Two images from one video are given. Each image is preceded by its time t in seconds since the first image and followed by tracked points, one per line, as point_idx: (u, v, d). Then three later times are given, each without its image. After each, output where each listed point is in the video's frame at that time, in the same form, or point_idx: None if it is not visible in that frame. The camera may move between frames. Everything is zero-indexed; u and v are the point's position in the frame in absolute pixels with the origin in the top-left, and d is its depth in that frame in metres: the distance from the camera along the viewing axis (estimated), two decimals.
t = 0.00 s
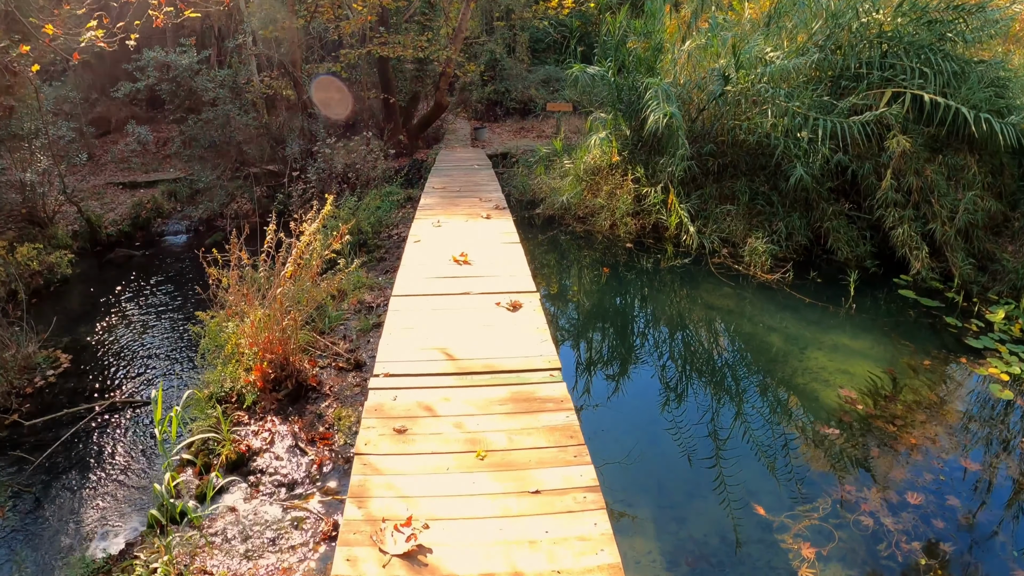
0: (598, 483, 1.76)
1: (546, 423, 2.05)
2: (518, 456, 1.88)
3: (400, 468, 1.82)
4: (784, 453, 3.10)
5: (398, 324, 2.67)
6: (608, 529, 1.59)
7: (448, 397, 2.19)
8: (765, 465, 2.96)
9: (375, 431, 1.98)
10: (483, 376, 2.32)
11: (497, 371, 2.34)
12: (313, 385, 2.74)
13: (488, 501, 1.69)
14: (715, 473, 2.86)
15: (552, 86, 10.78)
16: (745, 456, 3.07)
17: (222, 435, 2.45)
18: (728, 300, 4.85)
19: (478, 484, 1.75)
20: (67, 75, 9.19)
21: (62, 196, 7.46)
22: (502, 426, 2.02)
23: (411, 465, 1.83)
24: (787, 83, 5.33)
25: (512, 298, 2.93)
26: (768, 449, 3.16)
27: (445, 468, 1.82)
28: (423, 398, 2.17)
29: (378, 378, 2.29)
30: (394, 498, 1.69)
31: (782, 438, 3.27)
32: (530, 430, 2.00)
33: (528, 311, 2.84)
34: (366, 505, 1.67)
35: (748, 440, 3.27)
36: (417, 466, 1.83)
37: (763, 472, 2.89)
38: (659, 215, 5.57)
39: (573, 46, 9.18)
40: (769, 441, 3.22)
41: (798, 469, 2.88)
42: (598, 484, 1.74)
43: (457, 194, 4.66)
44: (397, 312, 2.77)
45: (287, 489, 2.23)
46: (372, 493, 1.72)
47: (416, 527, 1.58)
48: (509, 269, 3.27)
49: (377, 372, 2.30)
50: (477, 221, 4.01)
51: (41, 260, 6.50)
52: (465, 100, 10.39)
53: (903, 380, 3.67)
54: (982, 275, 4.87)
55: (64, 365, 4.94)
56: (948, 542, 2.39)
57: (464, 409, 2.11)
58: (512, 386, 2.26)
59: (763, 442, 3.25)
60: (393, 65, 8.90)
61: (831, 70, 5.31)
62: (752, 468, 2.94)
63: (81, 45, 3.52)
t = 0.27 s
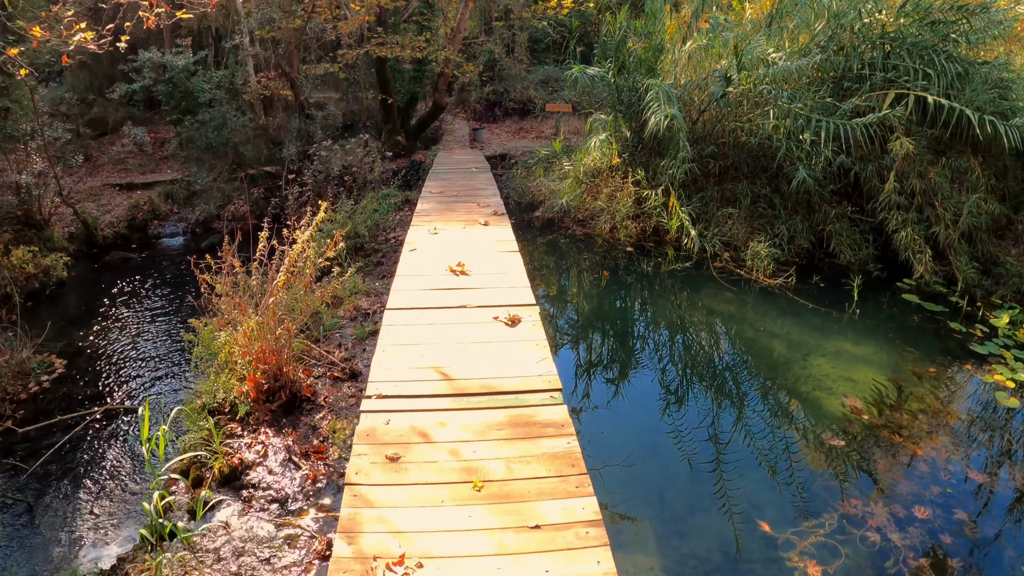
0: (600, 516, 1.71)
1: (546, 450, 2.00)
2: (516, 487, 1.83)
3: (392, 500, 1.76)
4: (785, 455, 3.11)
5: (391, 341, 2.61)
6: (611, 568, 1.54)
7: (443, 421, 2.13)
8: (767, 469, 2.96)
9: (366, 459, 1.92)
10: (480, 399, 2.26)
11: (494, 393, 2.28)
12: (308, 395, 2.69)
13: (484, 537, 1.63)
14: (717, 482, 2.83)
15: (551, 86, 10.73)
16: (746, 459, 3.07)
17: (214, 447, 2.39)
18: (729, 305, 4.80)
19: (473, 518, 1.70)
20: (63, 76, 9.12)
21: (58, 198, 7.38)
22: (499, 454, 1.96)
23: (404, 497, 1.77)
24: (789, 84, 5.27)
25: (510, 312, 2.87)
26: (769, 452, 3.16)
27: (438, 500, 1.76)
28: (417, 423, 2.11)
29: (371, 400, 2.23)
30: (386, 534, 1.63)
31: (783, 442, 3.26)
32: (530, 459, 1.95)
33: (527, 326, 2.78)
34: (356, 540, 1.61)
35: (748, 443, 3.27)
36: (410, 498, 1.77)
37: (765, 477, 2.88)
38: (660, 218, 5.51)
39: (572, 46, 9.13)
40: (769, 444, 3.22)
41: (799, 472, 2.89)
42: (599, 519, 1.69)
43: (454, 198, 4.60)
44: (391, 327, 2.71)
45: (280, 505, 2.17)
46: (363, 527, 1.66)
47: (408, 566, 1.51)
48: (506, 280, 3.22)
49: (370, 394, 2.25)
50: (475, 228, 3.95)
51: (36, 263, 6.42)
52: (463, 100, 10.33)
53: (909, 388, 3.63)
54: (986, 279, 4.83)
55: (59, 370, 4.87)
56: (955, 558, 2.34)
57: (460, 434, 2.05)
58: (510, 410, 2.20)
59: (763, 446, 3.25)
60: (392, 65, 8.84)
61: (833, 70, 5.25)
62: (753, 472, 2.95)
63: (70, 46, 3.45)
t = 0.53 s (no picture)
0: (607, 549, 1.65)
1: (549, 476, 1.93)
2: (517, 518, 1.76)
3: (387, 531, 1.70)
4: (786, 458, 3.14)
5: (388, 355, 2.55)
6: None
7: (441, 445, 2.05)
8: (769, 473, 2.98)
9: (360, 486, 1.86)
10: (481, 419, 2.19)
11: (494, 413, 2.22)
12: (303, 406, 2.63)
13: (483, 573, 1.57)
14: (719, 489, 2.82)
15: (551, 86, 10.67)
16: (747, 463, 3.08)
17: (207, 459, 2.33)
18: (732, 310, 4.75)
19: (472, 552, 1.63)
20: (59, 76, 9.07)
21: (54, 200, 7.32)
22: (499, 481, 1.89)
23: (399, 528, 1.71)
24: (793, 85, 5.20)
25: (510, 324, 2.81)
26: (770, 455, 3.18)
27: (435, 532, 1.69)
28: (413, 446, 2.05)
29: (364, 422, 2.16)
30: (380, 569, 1.57)
31: (784, 447, 3.28)
32: (532, 486, 1.88)
33: (528, 339, 2.72)
34: None
35: (750, 447, 3.28)
36: (406, 529, 1.71)
37: (766, 481, 2.90)
38: (662, 221, 5.45)
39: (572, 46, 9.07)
40: (771, 448, 3.23)
41: (801, 475, 2.92)
42: (606, 553, 1.63)
43: (453, 202, 4.54)
44: (388, 342, 2.65)
45: (275, 520, 2.11)
46: (356, 561, 1.60)
47: None
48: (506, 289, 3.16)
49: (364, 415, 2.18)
50: (474, 234, 3.89)
51: (32, 265, 6.36)
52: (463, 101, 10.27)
53: (916, 396, 3.58)
54: (990, 283, 4.78)
55: (54, 375, 4.81)
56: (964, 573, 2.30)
57: (459, 459, 1.99)
58: (511, 432, 2.13)
59: (765, 450, 3.26)
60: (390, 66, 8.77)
61: (837, 71, 5.19)
62: (755, 474, 2.98)
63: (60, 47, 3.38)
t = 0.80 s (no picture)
0: None
1: (555, 502, 1.84)
2: (521, 548, 1.66)
3: (382, 562, 1.61)
4: (788, 461, 3.14)
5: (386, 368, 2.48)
6: None
7: (440, 467, 1.97)
8: (772, 476, 2.98)
9: (355, 512, 1.77)
10: (482, 439, 2.11)
11: (497, 431, 2.14)
12: (300, 414, 2.58)
13: None
14: (721, 492, 2.81)
15: (552, 86, 10.61)
16: (750, 467, 3.07)
17: (202, 468, 2.28)
18: (736, 314, 4.69)
19: None
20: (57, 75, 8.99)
21: (52, 200, 7.27)
22: (502, 507, 1.81)
23: (395, 560, 1.61)
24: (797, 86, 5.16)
25: (511, 335, 2.75)
26: (773, 459, 3.16)
27: (435, 563, 1.60)
28: (411, 468, 1.96)
29: (360, 441, 2.08)
30: None
31: (787, 449, 3.28)
32: (536, 513, 1.79)
33: (530, 352, 2.65)
34: None
35: (752, 450, 3.26)
36: (403, 560, 1.61)
37: (768, 483, 2.91)
38: (665, 222, 5.38)
39: (574, 46, 9.02)
40: (773, 452, 3.22)
41: (804, 478, 2.92)
42: None
43: (454, 205, 4.49)
44: (386, 354, 2.58)
45: (270, 533, 2.05)
46: None
47: None
48: (506, 298, 3.10)
49: (360, 434, 2.09)
50: (474, 238, 3.83)
51: (30, 266, 6.31)
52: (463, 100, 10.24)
53: (923, 403, 3.52)
54: (996, 286, 4.72)
55: (51, 378, 4.76)
56: None
57: (460, 483, 1.90)
58: (513, 452, 2.05)
59: (768, 452, 3.26)
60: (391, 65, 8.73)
61: (841, 72, 5.13)
62: (757, 477, 2.98)
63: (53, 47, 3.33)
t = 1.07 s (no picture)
0: None
1: (562, 528, 1.74)
2: None
3: None
4: (792, 465, 3.15)
5: (387, 380, 2.41)
6: None
7: (441, 489, 1.88)
8: (774, 480, 2.98)
9: (351, 540, 1.68)
10: (485, 459, 2.01)
11: (501, 451, 2.05)
12: (297, 421, 2.53)
13: None
14: (724, 495, 2.82)
15: (554, 85, 10.53)
16: (753, 471, 3.07)
17: (196, 478, 2.23)
18: (740, 318, 4.63)
19: None
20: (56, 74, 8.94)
21: (50, 199, 7.22)
22: (505, 534, 1.71)
23: None
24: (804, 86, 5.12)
25: (514, 345, 2.68)
26: (776, 462, 3.18)
27: None
28: (411, 490, 1.86)
29: (357, 460, 1.98)
30: None
31: (789, 452, 3.29)
32: (542, 541, 1.69)
33: (535, 363, 2.57)
34: None
35: (755, 453, 3.27)
36: None
37: (772, 485, 2.93)
38: (668, 224, 5.32)
39: (576, 45, 8.95)
40: (776, 455, 3.24)
41: (806, 482, 2.94)
42: None
43: (455, 207, 4.43)
44: (383, 365, 2.51)
45: (266, 546, 2.00)
46: None
47: None
48: (509, 305, 3.04)
49: (358, 454, 2.00)
50: (476, 242, 3.77)
51: (28, 267, 6.27)
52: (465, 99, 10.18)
53: (932, 410, 3.46)
54: (1003, 288, 4.66)
55: (47, 380, 4.69)
56: None
57: (462, 508, 1.81)
58: (516, 474, 1.95)
59: (770, 455, 3.27)
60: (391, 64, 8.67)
61: (847, 72, 5.06)
62: (759, 480, 2.98)
63: (46, 45, 3.27)
